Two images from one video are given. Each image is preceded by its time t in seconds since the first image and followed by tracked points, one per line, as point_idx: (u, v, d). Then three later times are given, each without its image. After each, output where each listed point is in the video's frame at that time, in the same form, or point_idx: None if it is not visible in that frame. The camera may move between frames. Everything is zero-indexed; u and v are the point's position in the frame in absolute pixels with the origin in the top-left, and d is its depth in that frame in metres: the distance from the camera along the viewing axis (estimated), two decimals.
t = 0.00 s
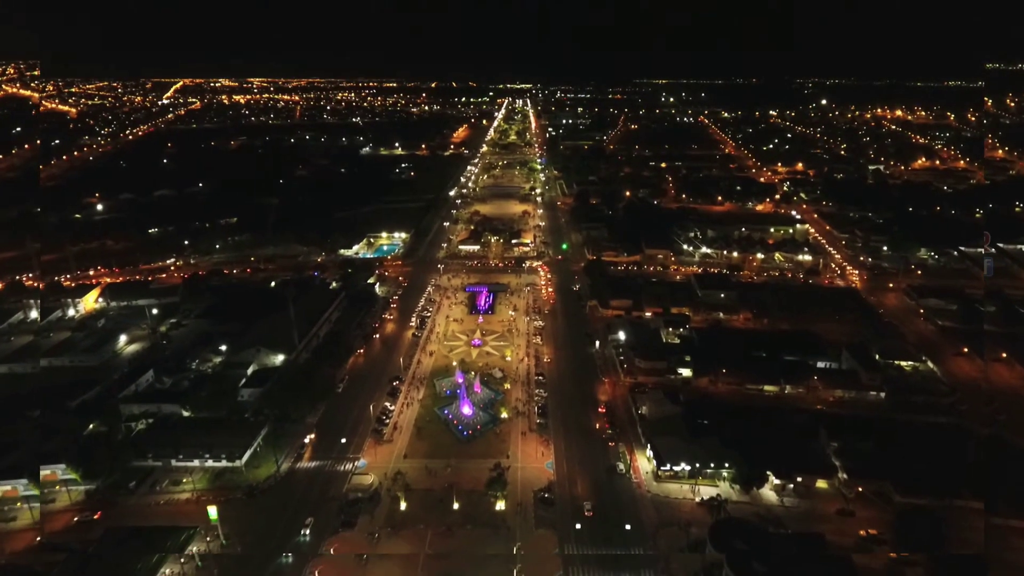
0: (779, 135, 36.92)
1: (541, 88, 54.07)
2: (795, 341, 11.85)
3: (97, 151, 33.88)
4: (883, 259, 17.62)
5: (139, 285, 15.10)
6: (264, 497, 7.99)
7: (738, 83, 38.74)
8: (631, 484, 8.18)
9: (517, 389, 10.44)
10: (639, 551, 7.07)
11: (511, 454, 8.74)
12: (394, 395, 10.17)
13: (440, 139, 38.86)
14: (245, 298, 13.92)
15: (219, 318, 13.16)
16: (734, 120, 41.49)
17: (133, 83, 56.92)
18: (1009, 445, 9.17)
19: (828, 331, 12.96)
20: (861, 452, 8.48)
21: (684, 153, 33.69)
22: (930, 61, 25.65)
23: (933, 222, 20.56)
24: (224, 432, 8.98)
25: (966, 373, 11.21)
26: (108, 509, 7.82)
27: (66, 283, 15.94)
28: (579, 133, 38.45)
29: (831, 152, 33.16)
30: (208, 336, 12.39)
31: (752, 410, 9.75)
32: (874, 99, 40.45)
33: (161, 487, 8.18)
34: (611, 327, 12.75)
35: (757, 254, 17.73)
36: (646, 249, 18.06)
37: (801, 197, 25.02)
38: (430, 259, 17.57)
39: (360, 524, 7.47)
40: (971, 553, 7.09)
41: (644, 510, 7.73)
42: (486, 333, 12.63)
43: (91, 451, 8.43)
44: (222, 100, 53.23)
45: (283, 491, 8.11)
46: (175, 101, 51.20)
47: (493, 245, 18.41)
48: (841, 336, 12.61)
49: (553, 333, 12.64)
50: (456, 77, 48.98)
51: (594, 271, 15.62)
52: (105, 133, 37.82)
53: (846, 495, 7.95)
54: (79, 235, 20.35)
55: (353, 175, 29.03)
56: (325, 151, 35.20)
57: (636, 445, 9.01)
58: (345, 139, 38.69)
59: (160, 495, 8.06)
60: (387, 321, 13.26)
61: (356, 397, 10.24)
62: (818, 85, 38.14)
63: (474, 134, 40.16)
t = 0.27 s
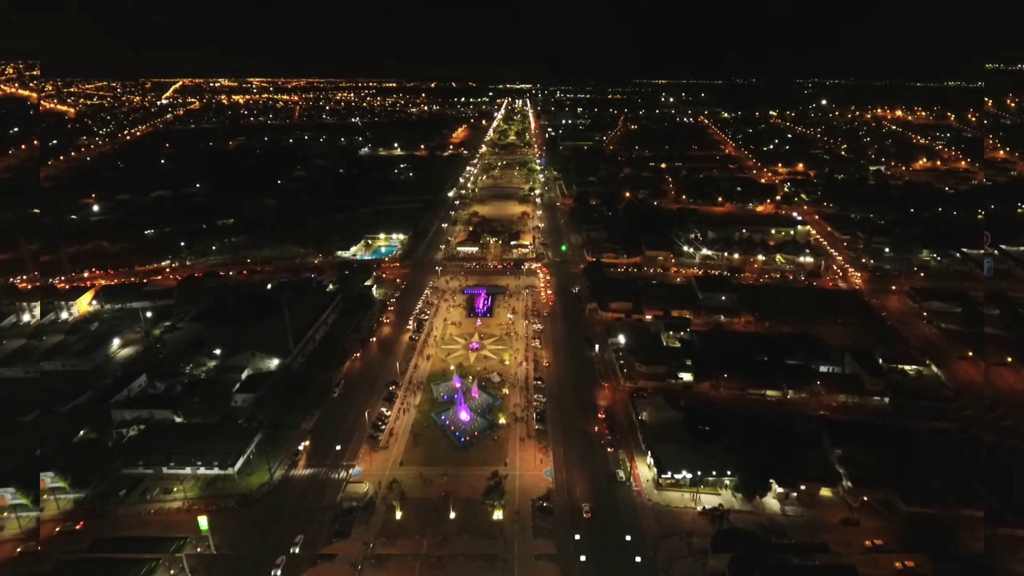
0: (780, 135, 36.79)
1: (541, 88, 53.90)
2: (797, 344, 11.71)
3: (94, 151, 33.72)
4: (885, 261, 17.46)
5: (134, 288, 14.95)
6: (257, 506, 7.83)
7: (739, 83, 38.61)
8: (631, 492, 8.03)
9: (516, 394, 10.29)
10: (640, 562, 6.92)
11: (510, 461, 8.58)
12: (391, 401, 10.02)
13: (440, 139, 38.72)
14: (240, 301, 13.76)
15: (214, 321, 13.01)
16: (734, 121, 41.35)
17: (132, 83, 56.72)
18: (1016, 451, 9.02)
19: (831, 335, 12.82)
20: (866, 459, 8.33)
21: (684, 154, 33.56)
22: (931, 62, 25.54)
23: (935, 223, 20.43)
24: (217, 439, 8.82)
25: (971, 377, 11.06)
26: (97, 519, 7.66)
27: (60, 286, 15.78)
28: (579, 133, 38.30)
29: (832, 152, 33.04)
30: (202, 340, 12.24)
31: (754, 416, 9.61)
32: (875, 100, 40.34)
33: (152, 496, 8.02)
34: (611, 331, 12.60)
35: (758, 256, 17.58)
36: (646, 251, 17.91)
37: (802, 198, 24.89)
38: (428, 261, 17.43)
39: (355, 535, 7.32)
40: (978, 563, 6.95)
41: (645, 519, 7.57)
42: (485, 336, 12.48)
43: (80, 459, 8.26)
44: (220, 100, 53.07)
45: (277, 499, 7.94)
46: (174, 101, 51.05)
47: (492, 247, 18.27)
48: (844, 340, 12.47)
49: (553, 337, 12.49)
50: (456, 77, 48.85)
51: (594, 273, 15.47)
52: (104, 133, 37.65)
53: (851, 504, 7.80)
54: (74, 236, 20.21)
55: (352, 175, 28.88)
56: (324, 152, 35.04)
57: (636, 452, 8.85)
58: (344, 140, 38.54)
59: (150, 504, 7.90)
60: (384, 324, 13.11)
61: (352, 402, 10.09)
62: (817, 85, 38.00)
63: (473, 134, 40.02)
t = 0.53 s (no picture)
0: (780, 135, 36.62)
1: (541, 88, 53.69)
2: (800, 348, 11.55)
3: (92, 151, 33.55)
4: (888, 262, 17.29)
5: (128, 290, 14.79)
6: (249, 515, 7.67)
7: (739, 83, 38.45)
8: (631, 501, 7.87)
9: (514, 400, 10.13)
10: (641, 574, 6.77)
11: (508, 469, 8.42)
12: (387, 406, 9.86)
13: (439, 139, 38.57)
14: (235, 303, 13.60)
15: (209, 324, 12.85)
16: (734, 121, 41.20)
17: (132, 83, 56.55)
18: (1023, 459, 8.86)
19: (834, 338, 12.66)
20: (871, 466, 8.18)
21: (685, 154, 33.40)
22: (933, 62, 25.39)
23: (938, 224, 20.27)
24: (210, 446, 8.66)
25: (976, 382, 10.89)
26: (86, 528, 7.50)
27: (54, 288, 15.63)
28: (579, 133, 38.14)
29: (833, 153, 32.87)
30: (197, 344, 12.08)
31: (757, 422, 9.45)
32: (876, 100, 40.18)
33: (142, 504, 7.87)
34: (611, 334, 12.44)
35: (759, 257, 17.41)
36: (647, 252, 17.74)
37: (803, 199, 24.72)
38: (427, 263, 17.26)
39: (349, 545, 7.17)
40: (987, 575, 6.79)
41: (646, 529, 7.42)
42: (483, 340, 12.32)
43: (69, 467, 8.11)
44: (219, 100, 52.89)
45: (270, 508, 7.78)
46: (173, 101, 50.88)
47: (491, 249, 18.11)
48: (847, 344, 12.31)
49: (552, 340, 12.32)
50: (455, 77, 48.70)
51: (594, 275, 15.31)
52: (102, 133, 37.49)
53: (856, 513, 7.65)
54: (70, 238, 20.05)
55: (350, 176, 28.73)
56: (322, 152, 34.87)
57: (637, 459, 8.70)
58: (343, 140, 38.39)
59: (140, 513, 7.74)
60: (382, 327, 12.95)
61: (348, 407, 9.93)
62: (818, 85, 37.84)
63: (473, 134, 39.86)
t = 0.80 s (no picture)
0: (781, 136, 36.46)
1: (540, 88, 53.55)
2: (803, 352, 11.39)
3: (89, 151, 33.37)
4: (890, 264, 17.13)
5: (123, 292, 14.62)
6: (241, 525, 7.51)
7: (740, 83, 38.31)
8: (632, 510, 7.71)
9: (513, 405, 9.96)
10: None
11: (506, 477, 8.25)
12: (383, 412, 9.70)
13: (438, 140, 38.40)
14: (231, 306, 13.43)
15: (204, 327, 12.68)
16: (735, 121, 41.04)
17: (132, 82, 56.37)
18: None
19: (836, 341, 12.50)
20: (876, 474, 8.02)
21: (685, 154, 33.24)
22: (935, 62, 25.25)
23: (941, 225, 20.12)
24: (202, 453, 8.49)
25: (981, 387, 10.73)
26: (74, 538, 7.34)
27: (48, 290, 15.47)
28: (579, 133, 37.97)
29: (834, 153, 32.71)
30: (191, 347, 11.91)
31: (759, 428, 9.29)
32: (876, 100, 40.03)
33: (132, 513, 7.71)
34: (612, 337, 12.28)
35: (761, 259, 17.25)
36: (647, 254, 17.58)
37: (804, 200, 24.56)
38: (425, 264, 17.10)
39: (343, 556, 7.02)
40: None
41: (646, 540, 7.26)
42: (481, 343, 12.16)
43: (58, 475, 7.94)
44: (219, 100, 52.70)
45: (262, 518, 7.62)
46: (172, 101, 50.71)
47: (490, 250, 17.95)
48: (850, 347, 12.15)
49: (551, 343, 12.16)
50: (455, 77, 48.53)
51: (594, 278, 15.15)
52: (100, 133, 37.34)
53: (861, 522, 7.50)
54: (66, 239, 19.90)
55: (349, 176, 28.56)
56: (321, 152, 34.71)
57: (637, 466, 8.54)
58: (342, 140, 38.21)
59: (130, 522, 7.58)
60: (379, 330, 12.78)
61: (344, 413, 9.76)
62: (818, 85, 37.69)
63: (472, 134, 39.70)
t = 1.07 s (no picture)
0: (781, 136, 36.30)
1: (540, 88, 53.40)
2: (805, 356, 11.22)
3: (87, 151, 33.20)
4: (893, 266, 16.97)
5: (117, 293, 14.44)
6: (233, 535, 7.35)
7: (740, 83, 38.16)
8: (632, 520, 7.56)
9: (511, 410, 9.81)
10: None
11: (504, 485, 8.09)
12: (380, 417, 9.54)
13: (438, 140, 38.24)
14: (226, 309, 13.26)
15: (199, 331, 12.50)
16: (735, 121, 40.88)
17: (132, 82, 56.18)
18: None
19: (840, 345, 12.34)
20: (883, 482, 7.85)
21: (685, 155, 33.07)
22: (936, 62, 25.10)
23: (943, 226, 19.96)
24: (194, 461, 8.32)
25: (987, 392, 10.57)
26: (63, 550, 7.18)
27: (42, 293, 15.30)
28: (579, 134, 37.80)
29: (834, 153, 32.55)
30: (185, 351, 11.74)
31: (763, 435, 9.11)
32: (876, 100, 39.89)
33: (122, 524, 7.55)
34: (612, 341, 12.11)
35: (762, 261, 17.08)
36: (647, 255, 17.40)
37: (805, 200, 24.40)
38: (423, 266, 16.94)
39: (337, 567, 6.87)
40: None
41: (646, 551, 7.11)
42: (479, 347, 12.01)
43: (46, 485, 7.77)
44: (218, 100, 52.53)
45: (254, 529, 7.45)
46: (171, 101, 50.53)
47: (489, 252, 17.79)
48: (853, 351, 12.00)
49: (550, 347, 12.00)
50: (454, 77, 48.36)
51: (593, 280, 14.99)
52: (99, 133, 37.19)
53: (866, 532, 7.34)
54: (61, 241, 19.73)
55: (348, 177, 28.39)
56: (320, 152, 34.55)
57: (638, 473, 8.38)
58: (341, 140, 38.04)
59: (120, 533, 7.43)
60: (376, 333, 12.61)
61: (339, 420, 9.59)
62: (818, 85, 37.53)
63: (472, 135, 39.53)
